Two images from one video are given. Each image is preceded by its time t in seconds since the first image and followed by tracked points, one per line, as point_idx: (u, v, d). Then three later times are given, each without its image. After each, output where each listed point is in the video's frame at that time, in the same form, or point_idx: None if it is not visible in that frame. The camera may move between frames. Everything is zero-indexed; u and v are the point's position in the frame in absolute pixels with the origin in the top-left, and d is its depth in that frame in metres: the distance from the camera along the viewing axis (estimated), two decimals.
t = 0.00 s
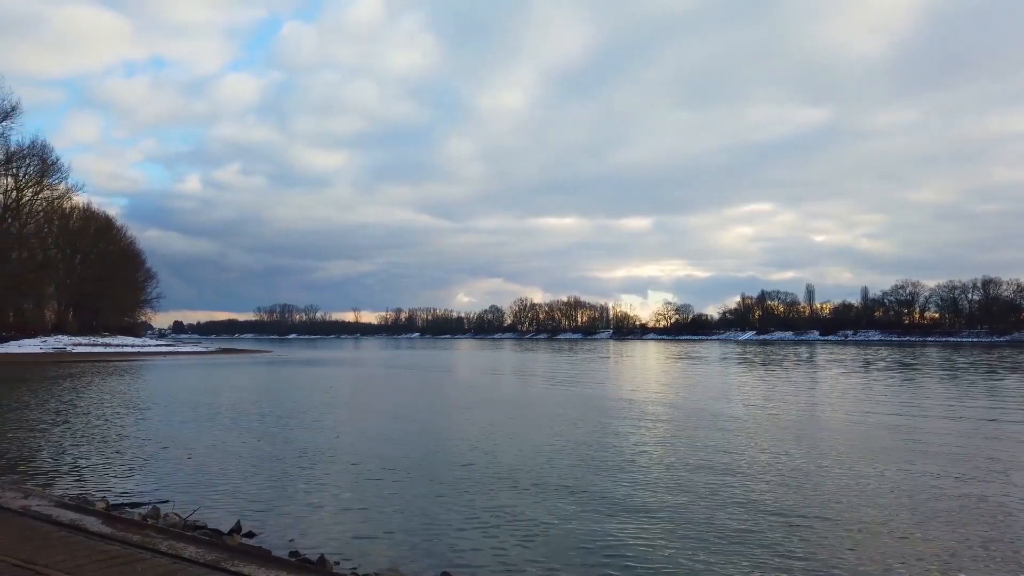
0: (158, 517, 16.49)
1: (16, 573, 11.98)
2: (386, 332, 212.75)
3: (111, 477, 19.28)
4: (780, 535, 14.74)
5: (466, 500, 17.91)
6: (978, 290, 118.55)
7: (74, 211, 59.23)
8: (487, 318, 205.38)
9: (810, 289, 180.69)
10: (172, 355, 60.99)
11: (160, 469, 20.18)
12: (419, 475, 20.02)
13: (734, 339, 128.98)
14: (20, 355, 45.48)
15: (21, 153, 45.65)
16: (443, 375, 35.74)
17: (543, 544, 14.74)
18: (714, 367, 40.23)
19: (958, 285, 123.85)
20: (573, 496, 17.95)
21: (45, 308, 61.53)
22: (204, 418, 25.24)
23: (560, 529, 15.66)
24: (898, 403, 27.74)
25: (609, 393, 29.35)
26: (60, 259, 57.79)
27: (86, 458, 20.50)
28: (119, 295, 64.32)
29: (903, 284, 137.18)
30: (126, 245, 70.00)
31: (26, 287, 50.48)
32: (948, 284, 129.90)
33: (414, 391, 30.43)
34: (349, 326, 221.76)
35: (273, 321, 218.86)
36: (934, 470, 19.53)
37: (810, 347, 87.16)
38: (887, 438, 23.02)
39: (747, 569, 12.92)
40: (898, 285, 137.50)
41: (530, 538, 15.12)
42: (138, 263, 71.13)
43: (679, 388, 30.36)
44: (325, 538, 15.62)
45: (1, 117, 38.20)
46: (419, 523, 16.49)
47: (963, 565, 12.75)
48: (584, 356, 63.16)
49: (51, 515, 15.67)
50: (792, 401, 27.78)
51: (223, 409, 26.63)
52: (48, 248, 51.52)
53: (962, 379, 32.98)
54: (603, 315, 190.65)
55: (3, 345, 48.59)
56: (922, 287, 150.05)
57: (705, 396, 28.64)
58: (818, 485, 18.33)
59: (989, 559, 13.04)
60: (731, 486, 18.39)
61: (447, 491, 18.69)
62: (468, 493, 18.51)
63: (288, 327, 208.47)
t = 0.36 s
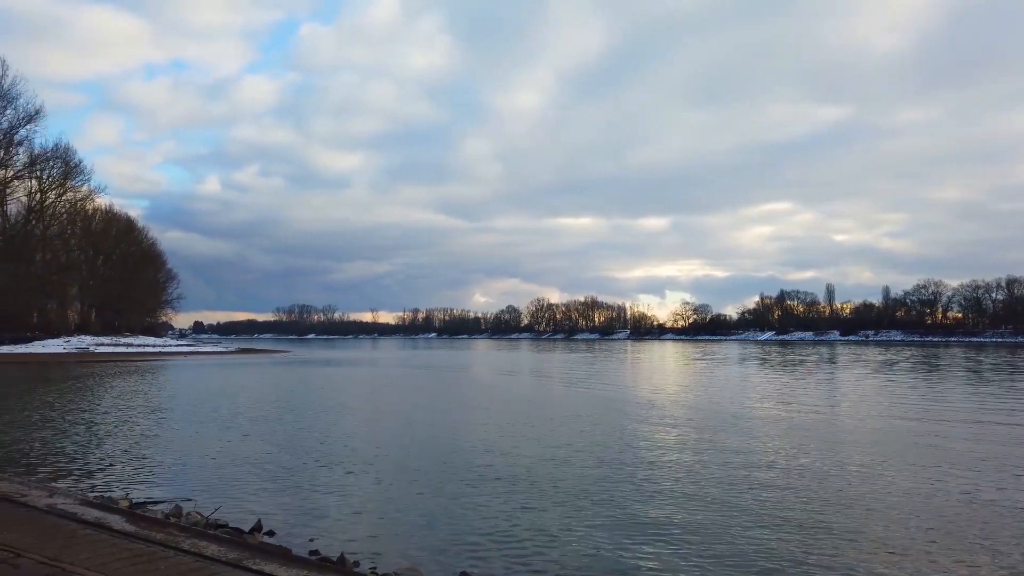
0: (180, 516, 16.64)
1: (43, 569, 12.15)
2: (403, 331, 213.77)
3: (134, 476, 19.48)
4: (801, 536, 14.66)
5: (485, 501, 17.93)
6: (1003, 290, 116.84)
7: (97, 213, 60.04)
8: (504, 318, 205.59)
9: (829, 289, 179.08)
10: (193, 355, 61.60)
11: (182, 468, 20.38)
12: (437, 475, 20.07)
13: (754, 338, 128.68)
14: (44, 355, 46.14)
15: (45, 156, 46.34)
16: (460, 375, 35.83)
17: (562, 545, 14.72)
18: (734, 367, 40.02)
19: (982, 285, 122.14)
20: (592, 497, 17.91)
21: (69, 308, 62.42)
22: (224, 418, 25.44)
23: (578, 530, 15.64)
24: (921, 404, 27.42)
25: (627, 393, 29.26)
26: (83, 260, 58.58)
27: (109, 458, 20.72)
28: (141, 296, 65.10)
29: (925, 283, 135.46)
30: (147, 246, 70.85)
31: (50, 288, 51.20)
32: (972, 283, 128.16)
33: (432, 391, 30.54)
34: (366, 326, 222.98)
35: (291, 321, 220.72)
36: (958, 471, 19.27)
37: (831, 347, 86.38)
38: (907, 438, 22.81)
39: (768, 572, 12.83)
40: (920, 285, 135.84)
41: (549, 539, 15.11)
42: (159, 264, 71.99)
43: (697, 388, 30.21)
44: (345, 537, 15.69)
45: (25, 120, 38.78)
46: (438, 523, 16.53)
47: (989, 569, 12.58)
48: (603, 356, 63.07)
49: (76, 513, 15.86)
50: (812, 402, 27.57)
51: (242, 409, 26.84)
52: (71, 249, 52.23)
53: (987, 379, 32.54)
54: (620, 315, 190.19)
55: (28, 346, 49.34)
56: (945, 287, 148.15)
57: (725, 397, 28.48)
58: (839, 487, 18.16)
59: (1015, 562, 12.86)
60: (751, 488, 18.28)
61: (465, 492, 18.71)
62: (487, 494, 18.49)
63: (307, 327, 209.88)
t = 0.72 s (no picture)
0: (199, 514, 16.78)
1: (65, 566, 12.29)
2: (419, 331, 214.63)
3: (153, 475, 19.65)
4: (820, 538, 14.54)
5: (501, 501, 17.92)
6: None
7: (116, 213, 60.70)
8: (518, 318, 205.66)
9: (847, 288, 177.49)
10: (211, 355, 62.11)
11: (200, 467, 20.53)
12: (453, 475, 20.09)
13: (770, 338, 127.73)
14: (64, 355, 46.61)
15: (65, 158, 46.88)
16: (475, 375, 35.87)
17: (578, 545, 14.69)
18: (753, 367, 39.79)
19: (1003, 284, 120.52)
20: (608, 497, 17.85)
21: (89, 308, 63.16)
22: (241, 418, 25.60)
23: (595, 530, 15.60)
24: (942, 404, 27.09)
25: (643, 394, 29.14)
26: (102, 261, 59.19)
27: (129, 457, 20.91)
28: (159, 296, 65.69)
29: (945, 283, 133.85)
30: (165, 246, 71.56)
31: (70, 288, 51.80)
32: (993, 282, 126.49)
33: (447, 391, 30.57)
34: (382, 326, 224.00)
35: (308, 321, 222.02)
36: (979, 473, 19.03)
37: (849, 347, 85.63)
38: (929, 439, 22.53)
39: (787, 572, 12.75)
40: (940, 284, 134.25)
41: (565, 539, 15.09)
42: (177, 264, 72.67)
43: (714, 389, 30.04)
44: (362, 536, 15.76)
45: (44, 122, 39.23)
46: (455, 522, 16.55)
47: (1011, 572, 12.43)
48: (620, 356, 62.91)
49: (97, 511, 16.03)
50: (831, 402, 27.34)
51: (259, 409, 27.01)
52: (90, 250, 52.81)
53: (1010, 380, 32.08)
54: (636, 315, 189.67)
55: (49, 346, 49.97)
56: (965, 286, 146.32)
57: (742, 397, 28.30)
58: (858, 488, 17.99)
59: None
60: (769, 489, 18.12)
61: (481, 492, 18.71)
62: (504, 494, 18.47)
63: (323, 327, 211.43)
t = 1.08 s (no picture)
0: (218, 512, 16.91)
1: (88, 563, 12.42)
2: (436, 331, 215.44)
3: (172, 473, 19.84)
4: (840, 539, 14.41)
5: (517, 501, 17.91)
6: None
7: (136, 214, 61.42)
8: (534, 318, 205.69)
9: (866, 288, 175.74)
10: (229, 355, 62.61)
11: (218, 466, 20.71)
12: (469, 475, 20.12)
13: (788, 339, 126.75)
14: (85, 355, 46.99)
15: (86, 160, 47.56)
16: (492, 375, 35.92)
17: (594, 546, 14.65)
18: (772, 367, 39.48)
19: None
20: (625, 498, 17.76)
21: (109, 308, 63.84)
22: (258, 417, 25.77)
23: (611, 530, 15.56)
24: (964, 405, 26.72)
25: (659, 394, 29.02)
26: (123, 261, 59.85)
27: (149, 455, 21.11)
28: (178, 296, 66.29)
29: (967, 283, 132.07)
30: (184, 247, 72.25)
31: (91, 288, 52.42)
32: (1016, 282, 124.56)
33: (463, 391, 30.62)
34: (399, 326, 225.05)
35: (328, 321, 223.68)
36: (1001, 474, 18.75)
37: (870, 347, 84.71)
38: (949, 440, 22.29)
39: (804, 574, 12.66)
40: (962, 283, 132.50)
41: (580, 539, 15.08)
42: (196, 265, 73.38)
43: (731, 389, 29.86)
44: (379, 535, 15.81)
45: (65, 124, 39.76)
46: (471, 522, 16.57)
47: None
48: (639, 356, 62.68)
49: (119, 509, 16.21)
50: (850, 403, 27.08)
51: (276, 408, 27.16)
52: (111, 251, 53.46)
53: None
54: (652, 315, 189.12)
55: (70, 345, 50.57)
56: (988, 286, 144.23)
57: (759, 397, 28.13)
58: (878, 489, 17.83)
59: None
60: (786, 490, 18.00)
61: (498, 491, 18.73)
62: (520, 494, 18.46)
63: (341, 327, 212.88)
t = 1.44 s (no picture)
0: (238, 511, 17.03)
1: (111, 561, 12.55)
2: (453, 331, 215.94)
3: (192, 472, 20.01)
4: (862, 542, 14.27)
5: (534, 501, 17.88)
6: None
7: (155, 216, 62.10)
8: (551, 318, 205.56)
9: (886, 288, 173.85)
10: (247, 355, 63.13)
11: (237, 465, 20.85)
12: (486, 475, 20.11)
13: (806, 339, 125.77)
14: (104, 355, 47.36)
15: (106, 162, 48.16)
16: (508, 375, 35.92)
17: (612, 547, 14.60)
18: (792, 368, 39.17)
19: None
20: (643, 499, 17.68)
21: (129, 308, 64.54)
22: (276, 416, 25.93)
23: (629, 532, 15.50)
24: (988, 407, 26.35)
25: (677, 395, 28.88)
26: (143, 262, 60.51)
27: (169, 454, 21.30)
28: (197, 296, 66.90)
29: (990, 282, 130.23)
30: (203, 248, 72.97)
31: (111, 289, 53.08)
32: None
33: (478, 391, 30.69)
34: (415, 326, 225.82)
35: (345, 321, 224.96)
36: None
37: (891, 347, 83.80)
38: (970, 441, 22.08)
39: None
40: (985, 283, 130.73)
41: (597, 541, 15.03)
42: (215, 265, 74.09)
43: (750, 390, 29.66)
44: (396, 535, 15.86)
45: (86, 126, 40.24)
46: (488, 522, 16.57)
47: None
48: (659, 356, 62.43)
49: (140, 507, 16.38)
50: (870, 404, 26.80)
51: (294, 408, 27.31)
52: (131, 252, 54.07)
53: None
54: (669, 315, 188.37)
55: (91, 345, 51.18)
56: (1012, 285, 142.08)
57: (779, 398, 27.91)
58: (899, 491, 17.63)
59: None
60: (806, 492, 17.83)
61: (515, 492, 18.70)
62: (539, 494, 18.43)
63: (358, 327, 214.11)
